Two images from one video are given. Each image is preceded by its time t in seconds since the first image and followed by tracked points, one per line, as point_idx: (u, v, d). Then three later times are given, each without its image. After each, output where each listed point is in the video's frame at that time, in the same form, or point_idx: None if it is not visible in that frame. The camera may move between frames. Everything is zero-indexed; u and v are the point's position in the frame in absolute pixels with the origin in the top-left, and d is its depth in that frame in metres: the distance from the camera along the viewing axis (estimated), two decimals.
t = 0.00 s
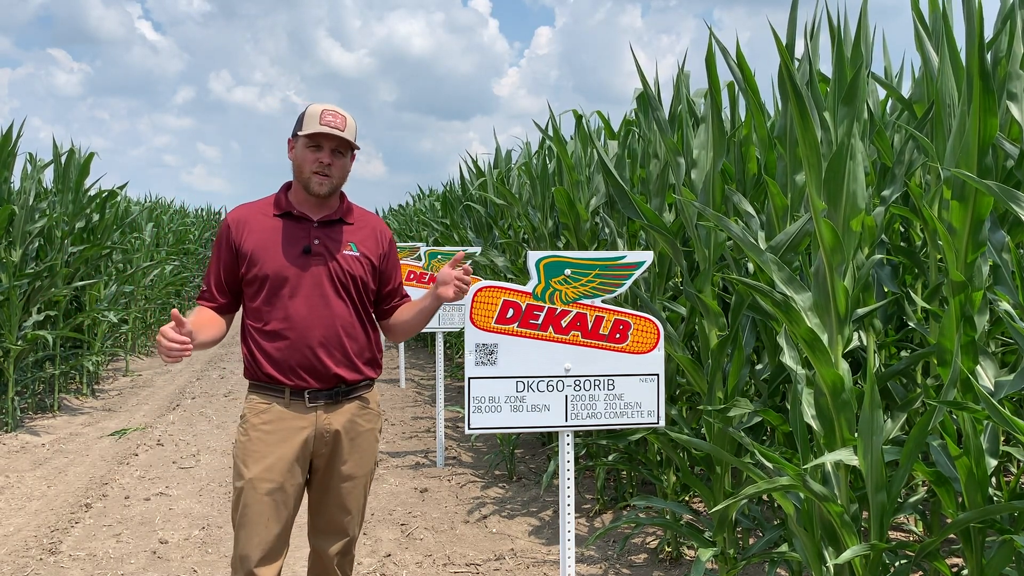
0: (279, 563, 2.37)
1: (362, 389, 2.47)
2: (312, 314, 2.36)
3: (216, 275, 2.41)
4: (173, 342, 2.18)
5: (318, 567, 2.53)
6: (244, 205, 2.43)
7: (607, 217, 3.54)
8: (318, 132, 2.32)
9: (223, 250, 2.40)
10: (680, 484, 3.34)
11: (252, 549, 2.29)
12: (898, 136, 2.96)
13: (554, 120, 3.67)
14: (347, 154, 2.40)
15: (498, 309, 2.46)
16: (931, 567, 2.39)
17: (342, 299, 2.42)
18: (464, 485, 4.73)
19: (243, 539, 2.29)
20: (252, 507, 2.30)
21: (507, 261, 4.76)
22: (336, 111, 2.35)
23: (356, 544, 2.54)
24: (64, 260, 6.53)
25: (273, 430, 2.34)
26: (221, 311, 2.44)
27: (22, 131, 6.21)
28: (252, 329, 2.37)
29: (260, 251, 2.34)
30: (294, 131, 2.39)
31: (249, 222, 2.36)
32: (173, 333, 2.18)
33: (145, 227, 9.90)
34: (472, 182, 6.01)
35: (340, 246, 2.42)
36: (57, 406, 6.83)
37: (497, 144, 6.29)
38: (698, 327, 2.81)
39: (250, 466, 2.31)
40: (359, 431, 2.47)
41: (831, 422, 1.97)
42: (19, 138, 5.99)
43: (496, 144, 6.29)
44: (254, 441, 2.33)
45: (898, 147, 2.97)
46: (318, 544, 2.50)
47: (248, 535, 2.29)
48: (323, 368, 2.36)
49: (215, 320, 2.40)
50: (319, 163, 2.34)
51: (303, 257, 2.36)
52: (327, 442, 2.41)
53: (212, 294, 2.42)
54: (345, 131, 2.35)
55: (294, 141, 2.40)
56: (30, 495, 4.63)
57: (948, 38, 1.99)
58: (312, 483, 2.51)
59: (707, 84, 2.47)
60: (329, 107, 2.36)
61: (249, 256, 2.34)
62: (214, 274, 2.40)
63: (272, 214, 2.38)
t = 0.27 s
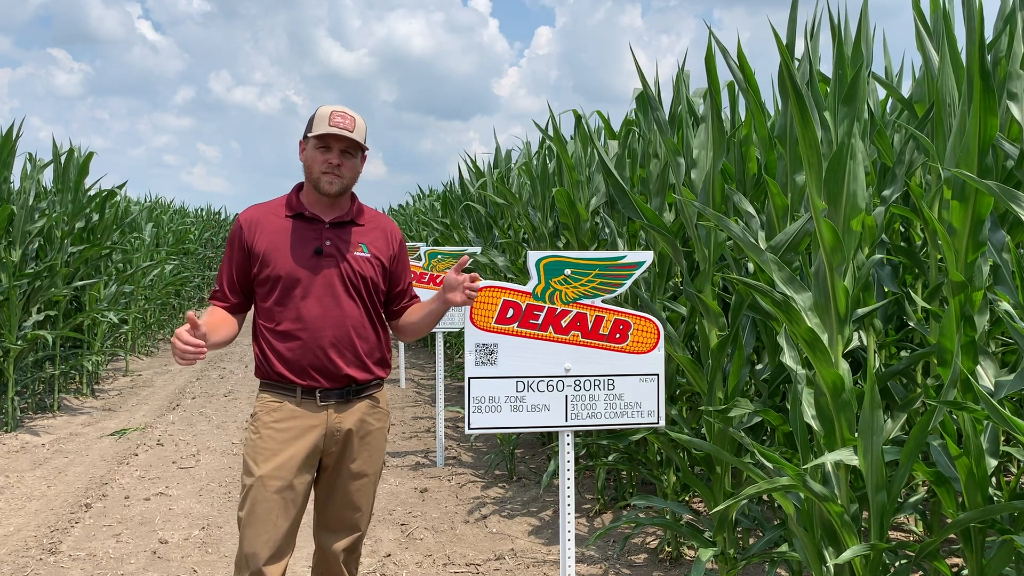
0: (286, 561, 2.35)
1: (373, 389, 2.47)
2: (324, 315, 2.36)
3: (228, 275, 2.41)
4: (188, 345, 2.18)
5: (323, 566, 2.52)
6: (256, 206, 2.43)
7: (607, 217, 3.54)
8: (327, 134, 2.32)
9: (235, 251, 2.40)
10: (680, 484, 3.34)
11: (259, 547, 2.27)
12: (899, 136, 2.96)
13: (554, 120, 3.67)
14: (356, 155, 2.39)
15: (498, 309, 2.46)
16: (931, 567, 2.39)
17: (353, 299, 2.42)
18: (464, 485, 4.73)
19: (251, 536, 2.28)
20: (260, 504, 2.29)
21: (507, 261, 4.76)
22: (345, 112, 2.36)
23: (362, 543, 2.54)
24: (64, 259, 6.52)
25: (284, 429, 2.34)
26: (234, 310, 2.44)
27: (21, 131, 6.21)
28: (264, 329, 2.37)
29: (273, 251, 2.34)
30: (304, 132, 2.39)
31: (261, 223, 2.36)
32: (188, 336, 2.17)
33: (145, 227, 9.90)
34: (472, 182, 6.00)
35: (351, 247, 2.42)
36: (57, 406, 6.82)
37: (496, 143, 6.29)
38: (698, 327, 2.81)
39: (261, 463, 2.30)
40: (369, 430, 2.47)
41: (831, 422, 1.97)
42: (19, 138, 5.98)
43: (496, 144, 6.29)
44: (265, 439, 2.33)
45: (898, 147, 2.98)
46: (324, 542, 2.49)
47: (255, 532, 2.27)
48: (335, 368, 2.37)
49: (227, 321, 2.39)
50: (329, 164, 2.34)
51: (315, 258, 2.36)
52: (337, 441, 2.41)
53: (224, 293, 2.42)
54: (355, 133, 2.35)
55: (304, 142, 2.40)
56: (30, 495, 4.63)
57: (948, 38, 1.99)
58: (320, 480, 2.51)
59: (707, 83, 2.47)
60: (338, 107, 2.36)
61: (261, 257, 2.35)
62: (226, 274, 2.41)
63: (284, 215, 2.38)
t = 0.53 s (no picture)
0: (289, 560, 2.34)
1: (379, 389, 2.47)
2: (331, 315, 2.37)
3: (236, 274, 2.42)
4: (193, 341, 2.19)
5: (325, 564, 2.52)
6: (265, 206, 2.43)
7: (608, 217, 3.54)
8: (334, 136, 2.32)
9: (243, 250, 2.41)
10: (680, 484, 3.34)
11: (263, 544, 2.25)
12: (899, 136, 2.96)
13: (554, 120, 3.67)
14: (364, 156, 2.39)
15: (498, 309, 2.46)
16: (931, 567, 2.39)
17: (360, 300, 2.42)
18: (464, 485, 4.73)
19: (255, 533, 2.25)
20: (265, 502, 2.27)
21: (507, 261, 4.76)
22: (353, 114, 2.35)
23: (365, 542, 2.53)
24: (64, 259, 6.52)
25: (290, 427, 2.34)
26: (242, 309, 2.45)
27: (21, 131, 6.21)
28: (271, 329, 2.38)
29: (280, 252, 2.35)
30: (313, 134, 2.39)
31: (269, 223, 2.37)
32: (194, 332, 2.18)
33: (145, 227, 9.89)
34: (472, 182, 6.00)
35: (358, 247, 2.42)
36: (57, 406, 6.83)
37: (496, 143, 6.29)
38: (698, 327, 2.81)
39: (266, 461, 2.29)
40: (374, 429, 2.47)
41: (831, 422, 1.97)
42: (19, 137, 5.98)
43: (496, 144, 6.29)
44: (271, 437, 2.32)
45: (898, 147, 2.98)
46: (327, 540, 2.49)
47: (260, 530, 2.25)
48: (341, 369, 2.37)
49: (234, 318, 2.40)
50: (336, 166, 2.34)
51: (322, 259, 2.36)
52: (343, 440, 2.41)
53: (232, 292, 2.42)
54: (362, 135, 2.35)
55: (313, 143, 2.40)
56: (30, 495, 4.63)
57: (948, 38, 1.99)
58: (324, 479, 2.50)
59: (707, 83, 2.47)
60: (346, 109, 2.35)
61: (269, 257, 2.35)
62: (234, 273, 2.41)
63: (292, 215, 2.39)
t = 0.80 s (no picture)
0: (287, 558, 2.33)
1: (379, 389, 2.47)
2: (331, 315, 2.37)
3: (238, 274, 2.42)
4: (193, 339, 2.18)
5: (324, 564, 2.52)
6: (266, 206, 2.43)
7: (608, 217, 3.54)
8: (334, 136, 2.32)
9: (244, 250, 2.42)
10: (680, 484, 3.34)
11: (260, 540, 2.25)
12: (899, 136, 2.96)
13: (554, 120, 3.67)
14: (363, 157, 2.39)
15: (498, 309, 2.46)
16: (931, 567, 2.39)
17: (361, 300, 2.42)
18: (464, 485, 4.73)
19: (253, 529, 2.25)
20: (262, 499, 2.26)
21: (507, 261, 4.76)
22: (353, 114, 2.35)
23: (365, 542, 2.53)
24: (64, 260, 6.53)
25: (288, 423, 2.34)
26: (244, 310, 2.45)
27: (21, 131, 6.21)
28: (272, 329, 2.39)
29: (280, 252, 2.35)
30: (314, 133, 2.39)
31: (270, 224, 2.37)
32: (194, 329, 2.18)
33: (145, 227, 9.90)
34: (472, 182, 6.01)
35: (359, 248, 2.42)
36: (57, 406, 6.83)
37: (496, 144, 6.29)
38: (698, 327, 2.81)
39: (264, 457, 2.28)
40: (373, 429, 2.47)
41: (831, 422, 1.97)
42: (19, 138, 5.98)
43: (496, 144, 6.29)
44: (269, 434, 2.32)
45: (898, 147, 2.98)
46: (326, 539, 2.49)
47: (256, 526, 2.24)
48: (341, 369, 2.37)
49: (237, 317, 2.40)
50: (336, 166, 2.35)
51: (322, 259, 2.37)
52: (341, 439, 2.41)
53: (234, 292, 2.43)
54: (362, 135, 2.34)
55: (313, 143, 2.40)
56: (30, 495, 4.63)
57: (948, 38, 1.99)
58: (324, 478, 2.51)
59: (707, 83, 2.47)
60: (347, 109, 2.35)
61: (270, 257, 2.36)
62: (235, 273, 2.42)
63: (293, 216, 2.39)
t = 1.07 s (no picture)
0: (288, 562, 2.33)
1: (370, 390, 2.47)
2: (320, 317, 2.37)
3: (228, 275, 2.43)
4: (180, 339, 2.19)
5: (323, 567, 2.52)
6: (255, 207, 2.43)
7: (608, 217, 3.55)
8: (323, 135, 2.32)
9: (234, 251, 2.42)
10: (680, 484, 3.34)
11: (258, 546, 2.25)
12: (899, 136, 2.96)
13: (554, 120, 3.68)
14: (353, 156, 2.39)
15: (498, 309, 2.46)
16: (931, 567, 2.39)
17: (351, 301, 2.42)
18: (464, 485, 4.73)
19: (250, 535, 2.25)
20: (258, 504, 2.27)
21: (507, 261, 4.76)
22: (342, 113, 2.35)
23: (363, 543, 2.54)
24: (64, 260, 6.53)
25: (281, 428, 2.34)
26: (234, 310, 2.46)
27: (21, 131, 6.21)
28: (262, 330, 2.38)
29: (269, 253, 2.35)
30: (302, 133, 2.38)
31: (258, 225, 2.37)
32: (182, 328, 2.20)
33: (145, 228, 9.90)
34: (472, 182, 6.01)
35: (348, 248, 2.42)
36: (57, 406, 6.83)
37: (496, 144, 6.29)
38: (698, 327, 2.81)
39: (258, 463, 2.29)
40: (366, 431, 2.46)
41: (831, 422, 1.97)
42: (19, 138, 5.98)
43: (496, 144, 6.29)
44: (262, 439, 2.33)
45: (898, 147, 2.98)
46: (324, 542, 2.50)
47: (254, 532, 2.25)
48: (331, 370, 2.37)
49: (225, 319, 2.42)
50: (325, 166, 2.34)
51: (311, 260, 2.36)
52: (334, 441, 2.41)
53: (224, 294, 2.44)
54: (351, 134, 2.34)
55: (302, 143, 2.40)
56: (30, 495, 4.63)
57: (948, 38, 1.99)
58: (319, 482, 2.51)
59: (707, 84, 2.47)
60: (335, 108, 2.35)
61: (258, 258, 2.36)
62: (226, 275, 2.43)
63: (281, 216, 2.39)
